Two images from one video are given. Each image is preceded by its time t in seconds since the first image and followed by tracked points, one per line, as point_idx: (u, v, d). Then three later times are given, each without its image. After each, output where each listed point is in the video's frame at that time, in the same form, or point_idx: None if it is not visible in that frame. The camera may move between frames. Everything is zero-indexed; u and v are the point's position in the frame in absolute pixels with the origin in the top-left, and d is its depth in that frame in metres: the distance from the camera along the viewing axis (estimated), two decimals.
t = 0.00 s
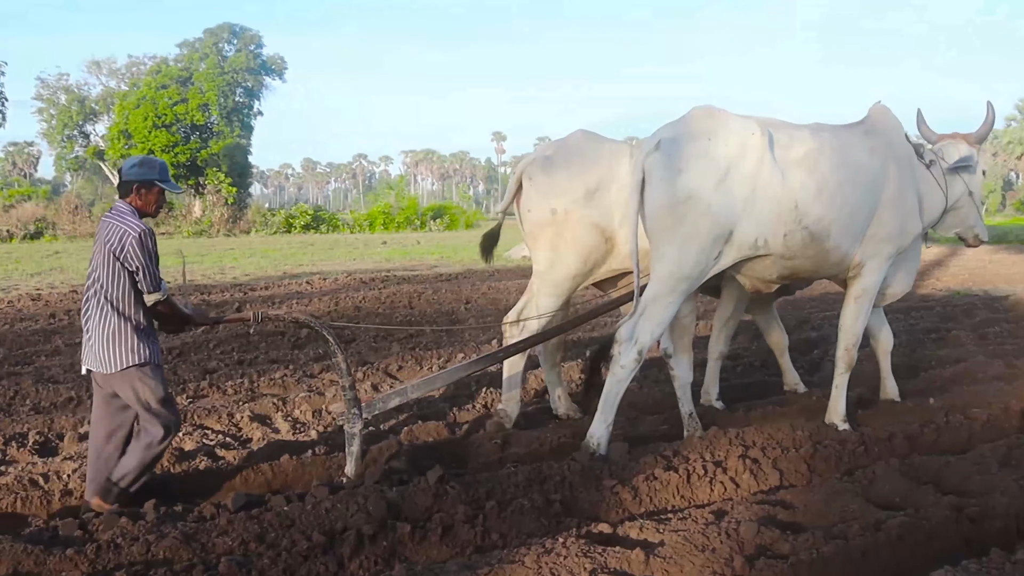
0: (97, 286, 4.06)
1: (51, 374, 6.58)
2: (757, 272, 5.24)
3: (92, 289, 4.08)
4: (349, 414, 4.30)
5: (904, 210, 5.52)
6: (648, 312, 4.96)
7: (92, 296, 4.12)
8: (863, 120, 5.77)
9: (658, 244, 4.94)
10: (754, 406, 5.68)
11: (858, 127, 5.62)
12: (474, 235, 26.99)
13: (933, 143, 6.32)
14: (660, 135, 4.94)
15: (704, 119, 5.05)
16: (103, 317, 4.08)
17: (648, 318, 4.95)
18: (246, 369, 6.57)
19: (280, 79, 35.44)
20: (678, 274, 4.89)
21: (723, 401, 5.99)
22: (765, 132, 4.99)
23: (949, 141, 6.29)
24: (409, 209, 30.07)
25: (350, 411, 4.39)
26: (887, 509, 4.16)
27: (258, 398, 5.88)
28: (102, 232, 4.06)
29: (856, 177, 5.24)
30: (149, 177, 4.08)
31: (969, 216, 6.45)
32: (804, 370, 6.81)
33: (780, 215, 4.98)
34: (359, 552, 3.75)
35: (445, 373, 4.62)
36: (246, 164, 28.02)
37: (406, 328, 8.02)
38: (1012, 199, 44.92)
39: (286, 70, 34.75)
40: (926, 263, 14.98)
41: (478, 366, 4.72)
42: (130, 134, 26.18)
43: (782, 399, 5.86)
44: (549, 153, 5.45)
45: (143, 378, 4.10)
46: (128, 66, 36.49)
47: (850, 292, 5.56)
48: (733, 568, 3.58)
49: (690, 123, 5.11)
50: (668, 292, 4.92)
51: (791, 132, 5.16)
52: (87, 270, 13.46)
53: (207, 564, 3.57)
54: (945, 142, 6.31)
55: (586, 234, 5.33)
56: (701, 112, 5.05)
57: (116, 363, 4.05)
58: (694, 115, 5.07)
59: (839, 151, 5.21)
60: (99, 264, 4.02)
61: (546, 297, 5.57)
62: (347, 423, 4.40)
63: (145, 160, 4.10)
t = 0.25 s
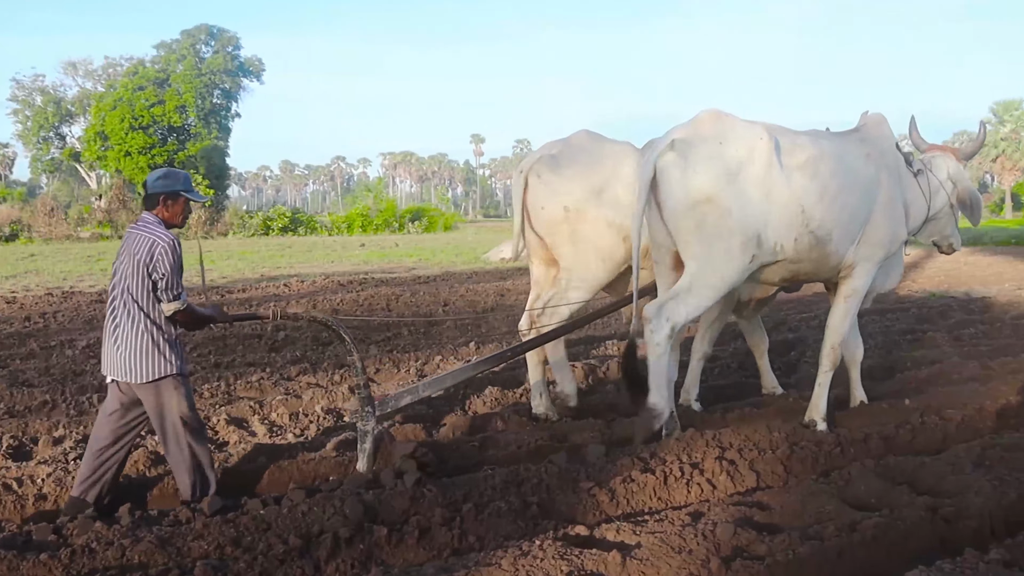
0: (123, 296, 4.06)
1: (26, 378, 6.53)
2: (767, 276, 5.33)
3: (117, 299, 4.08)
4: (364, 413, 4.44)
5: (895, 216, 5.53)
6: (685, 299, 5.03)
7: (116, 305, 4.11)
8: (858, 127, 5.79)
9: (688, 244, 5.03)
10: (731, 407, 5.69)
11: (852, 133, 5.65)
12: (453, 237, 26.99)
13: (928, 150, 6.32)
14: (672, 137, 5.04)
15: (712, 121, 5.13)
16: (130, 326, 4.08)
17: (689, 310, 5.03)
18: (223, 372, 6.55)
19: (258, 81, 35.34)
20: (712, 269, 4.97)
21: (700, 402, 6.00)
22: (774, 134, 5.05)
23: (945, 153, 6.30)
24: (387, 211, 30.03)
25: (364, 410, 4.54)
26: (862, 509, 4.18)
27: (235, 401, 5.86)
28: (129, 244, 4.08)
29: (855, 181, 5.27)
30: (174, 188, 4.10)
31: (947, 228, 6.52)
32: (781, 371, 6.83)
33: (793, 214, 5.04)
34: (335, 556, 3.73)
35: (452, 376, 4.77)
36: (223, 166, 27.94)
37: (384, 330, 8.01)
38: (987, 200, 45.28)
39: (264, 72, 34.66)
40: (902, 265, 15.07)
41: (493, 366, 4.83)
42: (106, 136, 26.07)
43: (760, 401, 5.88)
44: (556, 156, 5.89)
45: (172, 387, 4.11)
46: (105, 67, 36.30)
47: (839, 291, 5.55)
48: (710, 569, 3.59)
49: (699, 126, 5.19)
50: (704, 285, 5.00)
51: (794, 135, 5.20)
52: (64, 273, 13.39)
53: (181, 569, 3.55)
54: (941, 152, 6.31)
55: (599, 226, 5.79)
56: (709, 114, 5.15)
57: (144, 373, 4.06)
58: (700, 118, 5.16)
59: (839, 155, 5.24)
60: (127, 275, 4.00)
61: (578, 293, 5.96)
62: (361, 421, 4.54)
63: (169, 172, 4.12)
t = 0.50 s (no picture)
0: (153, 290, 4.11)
1: None
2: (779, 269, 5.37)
3: (146, 291, 4.13)
4: (376, 410, 4.41)
5: (884, 216, 5.65)
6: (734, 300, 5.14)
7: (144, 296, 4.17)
8: (842, 131, 5.89)
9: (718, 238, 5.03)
10: (708, 408, 5.71)
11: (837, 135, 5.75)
12: (430, 238, 26.98)
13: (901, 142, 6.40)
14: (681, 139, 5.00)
15: (714, 121, 5.11)
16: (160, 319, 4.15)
17: (737, 304, 5.12)
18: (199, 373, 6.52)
19: (235, 81, 35.20)
20: (752, 261, 5.02)
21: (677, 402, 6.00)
22: (777, 130, 5.11)
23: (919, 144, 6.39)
24: (365, 213, 29.99)
25: (374, 406, 4.48)
26: (838, 510, 4.20)
27: (211, 402, 5.83)
28: (154, 238, 4.14)
29: (848, 179, 5.37)
30: (199, 181, 4.18)
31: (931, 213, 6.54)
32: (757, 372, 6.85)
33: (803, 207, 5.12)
34: (312, 557, 3.72)
35: (462, 371, 4.78)
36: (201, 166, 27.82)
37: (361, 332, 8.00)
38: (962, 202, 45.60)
39: (242, 73, 34.54)
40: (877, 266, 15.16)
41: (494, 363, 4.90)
42: (83, 136, 25.98)
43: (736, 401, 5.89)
44: (566, 158, 5.67)
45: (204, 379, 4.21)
46: (81, 67, 36.07)
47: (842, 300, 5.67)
48: (685, 570, 3.60)
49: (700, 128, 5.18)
50: (747, 277, 5.06)
51: (790, 134, 5.28)
52: (38, 274, 13.29)
53: (156, 572, 3.53)
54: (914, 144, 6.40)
55: (615, 229, 5.57)
56: (708, 115, 5.13)
57: (177, 369, 4.15)
58: (699, 119, 5.14)
59: (832, 153, 5.35)
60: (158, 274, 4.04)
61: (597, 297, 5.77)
62: (371, 417, 4.49)
63: (193, 166, 4.18)
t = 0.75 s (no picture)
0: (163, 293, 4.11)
1: None
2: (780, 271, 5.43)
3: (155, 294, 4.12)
4: (385, 407, 4.42)
5: (889, 215, 5.83)
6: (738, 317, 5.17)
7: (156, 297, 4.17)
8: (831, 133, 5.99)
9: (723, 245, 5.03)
10: (684, 407, 5.72)
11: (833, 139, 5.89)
12: (407, 238, 26.97)
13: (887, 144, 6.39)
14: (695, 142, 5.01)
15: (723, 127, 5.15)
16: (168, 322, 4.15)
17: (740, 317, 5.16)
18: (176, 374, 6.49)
19: (212, 80, 35.05)
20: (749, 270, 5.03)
21: (653, 402, 6.01)
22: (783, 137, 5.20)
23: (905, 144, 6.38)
24: (342, 212, 29.94)
25: (381, 403, 4.50)
26: (813, 508, 4.22)
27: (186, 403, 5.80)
28: (172, 238, 4.11)
29: (851, 181, 5.54)
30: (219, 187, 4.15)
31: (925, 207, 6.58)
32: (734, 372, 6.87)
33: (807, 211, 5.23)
34: (287, 558, 3.71)
35: (471, 364, 4.86)
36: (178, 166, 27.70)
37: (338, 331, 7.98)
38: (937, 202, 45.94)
39: (219, 72, 34.41)
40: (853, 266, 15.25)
41: (496, 358, 5.00)
42: (58, 135, 25.75)
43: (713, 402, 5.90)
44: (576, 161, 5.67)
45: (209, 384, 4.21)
46: (56, 65, 35.84)
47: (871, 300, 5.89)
48: (661, 569, 3.61)
49: (709, 131, 5.21)
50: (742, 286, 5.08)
51: (791, 139, 5.39)
52: (12, 273, 13.21)
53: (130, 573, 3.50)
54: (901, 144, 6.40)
55: (619, 233, 5.61)
56: (717, 119, 5.17)
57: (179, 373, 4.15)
58: (709, 123, 5.18)
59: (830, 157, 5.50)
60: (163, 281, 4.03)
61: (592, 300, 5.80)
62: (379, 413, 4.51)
63: (216, 169, 4.17)
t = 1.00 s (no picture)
0: (181, 296, 4.12)
1: None
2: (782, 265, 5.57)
3: (173, 296, 4.13)
4: (394, 404, 4.47)
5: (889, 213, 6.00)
6: (734, 313, 5.23)
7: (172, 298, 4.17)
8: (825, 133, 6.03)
9: (729, 242, 5.13)
10: (660, 408, 5.74)
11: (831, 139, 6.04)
12: (384, 240, 26.95)
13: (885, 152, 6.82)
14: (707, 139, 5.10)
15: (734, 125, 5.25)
16: (187, 324, 4.16)
17: (736, 316, 5.22)
18: (150, 376, 6.45)
19: (188, 80, 34.89)
20: (750, 268, 5.14)
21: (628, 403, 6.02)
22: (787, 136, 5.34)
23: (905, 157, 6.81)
24: (319, 213, 29.88)
25: (390, 400, 4.55)
26: (786, 509, 4.24)
27: (160, 404, 5.77)
28: (190, 242, 4.11)
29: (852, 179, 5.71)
30: (240, 194, 4.17)
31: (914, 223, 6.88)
32: (709, 374, 6.89)
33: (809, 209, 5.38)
34: (261, 560, 3.70)
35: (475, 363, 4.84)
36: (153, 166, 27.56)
37: (313, 333, 7.96)
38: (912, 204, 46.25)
39: (195, 72, 34.27)
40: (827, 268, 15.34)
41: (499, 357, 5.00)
42: (32, 135, 25.53)
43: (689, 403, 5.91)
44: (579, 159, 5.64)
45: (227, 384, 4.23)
46: (30, 65, 35.59)
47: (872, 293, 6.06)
48: (635, 570, 3.62)
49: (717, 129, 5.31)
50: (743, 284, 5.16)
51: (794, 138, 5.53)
52: None
53: None
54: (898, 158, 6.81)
55: (620, 232, 5.63)
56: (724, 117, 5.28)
57: (198, 376, 4.17)
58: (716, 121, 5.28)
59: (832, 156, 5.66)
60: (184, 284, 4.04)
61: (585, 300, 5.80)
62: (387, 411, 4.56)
63: (237, 177, 4.16)
